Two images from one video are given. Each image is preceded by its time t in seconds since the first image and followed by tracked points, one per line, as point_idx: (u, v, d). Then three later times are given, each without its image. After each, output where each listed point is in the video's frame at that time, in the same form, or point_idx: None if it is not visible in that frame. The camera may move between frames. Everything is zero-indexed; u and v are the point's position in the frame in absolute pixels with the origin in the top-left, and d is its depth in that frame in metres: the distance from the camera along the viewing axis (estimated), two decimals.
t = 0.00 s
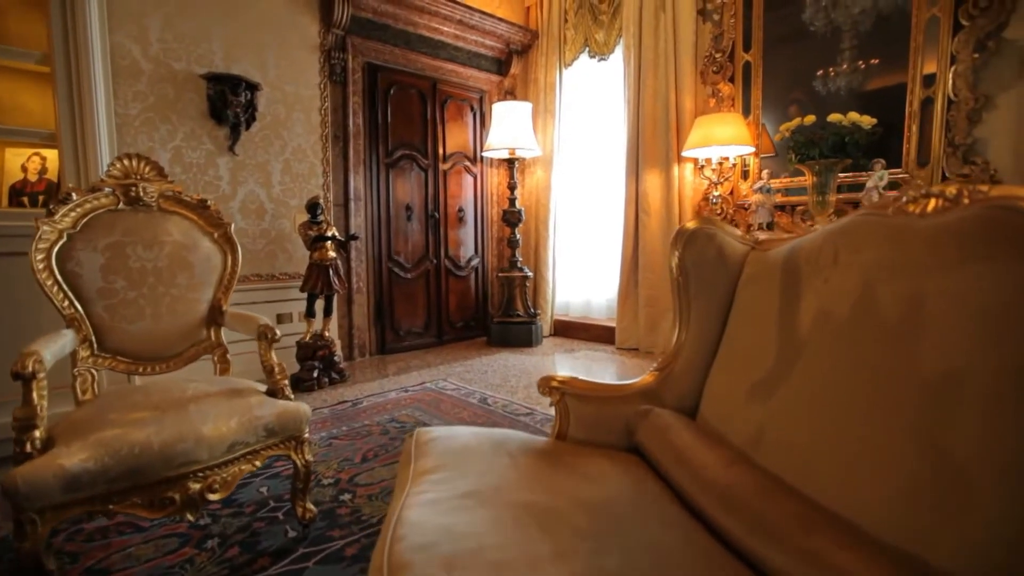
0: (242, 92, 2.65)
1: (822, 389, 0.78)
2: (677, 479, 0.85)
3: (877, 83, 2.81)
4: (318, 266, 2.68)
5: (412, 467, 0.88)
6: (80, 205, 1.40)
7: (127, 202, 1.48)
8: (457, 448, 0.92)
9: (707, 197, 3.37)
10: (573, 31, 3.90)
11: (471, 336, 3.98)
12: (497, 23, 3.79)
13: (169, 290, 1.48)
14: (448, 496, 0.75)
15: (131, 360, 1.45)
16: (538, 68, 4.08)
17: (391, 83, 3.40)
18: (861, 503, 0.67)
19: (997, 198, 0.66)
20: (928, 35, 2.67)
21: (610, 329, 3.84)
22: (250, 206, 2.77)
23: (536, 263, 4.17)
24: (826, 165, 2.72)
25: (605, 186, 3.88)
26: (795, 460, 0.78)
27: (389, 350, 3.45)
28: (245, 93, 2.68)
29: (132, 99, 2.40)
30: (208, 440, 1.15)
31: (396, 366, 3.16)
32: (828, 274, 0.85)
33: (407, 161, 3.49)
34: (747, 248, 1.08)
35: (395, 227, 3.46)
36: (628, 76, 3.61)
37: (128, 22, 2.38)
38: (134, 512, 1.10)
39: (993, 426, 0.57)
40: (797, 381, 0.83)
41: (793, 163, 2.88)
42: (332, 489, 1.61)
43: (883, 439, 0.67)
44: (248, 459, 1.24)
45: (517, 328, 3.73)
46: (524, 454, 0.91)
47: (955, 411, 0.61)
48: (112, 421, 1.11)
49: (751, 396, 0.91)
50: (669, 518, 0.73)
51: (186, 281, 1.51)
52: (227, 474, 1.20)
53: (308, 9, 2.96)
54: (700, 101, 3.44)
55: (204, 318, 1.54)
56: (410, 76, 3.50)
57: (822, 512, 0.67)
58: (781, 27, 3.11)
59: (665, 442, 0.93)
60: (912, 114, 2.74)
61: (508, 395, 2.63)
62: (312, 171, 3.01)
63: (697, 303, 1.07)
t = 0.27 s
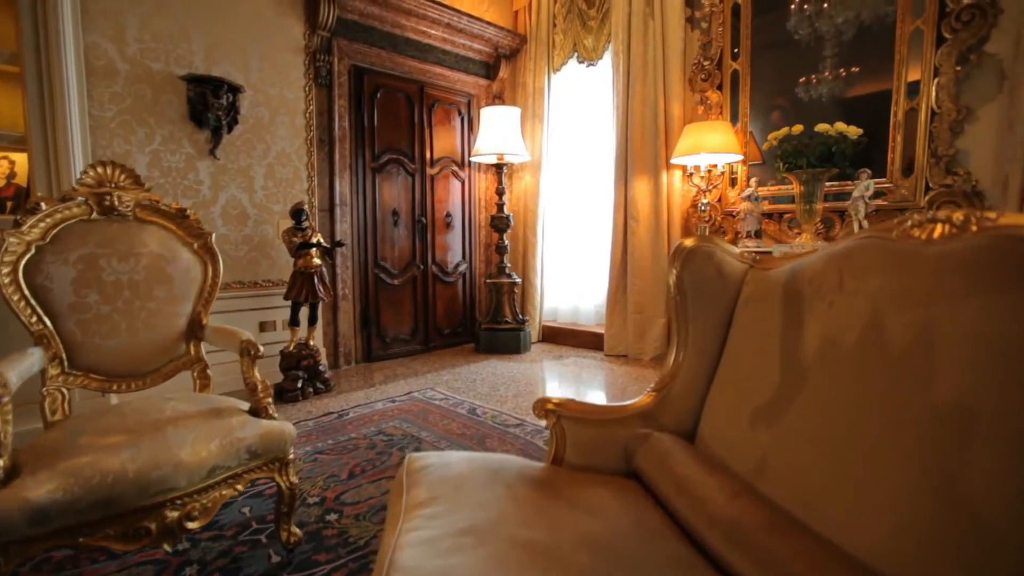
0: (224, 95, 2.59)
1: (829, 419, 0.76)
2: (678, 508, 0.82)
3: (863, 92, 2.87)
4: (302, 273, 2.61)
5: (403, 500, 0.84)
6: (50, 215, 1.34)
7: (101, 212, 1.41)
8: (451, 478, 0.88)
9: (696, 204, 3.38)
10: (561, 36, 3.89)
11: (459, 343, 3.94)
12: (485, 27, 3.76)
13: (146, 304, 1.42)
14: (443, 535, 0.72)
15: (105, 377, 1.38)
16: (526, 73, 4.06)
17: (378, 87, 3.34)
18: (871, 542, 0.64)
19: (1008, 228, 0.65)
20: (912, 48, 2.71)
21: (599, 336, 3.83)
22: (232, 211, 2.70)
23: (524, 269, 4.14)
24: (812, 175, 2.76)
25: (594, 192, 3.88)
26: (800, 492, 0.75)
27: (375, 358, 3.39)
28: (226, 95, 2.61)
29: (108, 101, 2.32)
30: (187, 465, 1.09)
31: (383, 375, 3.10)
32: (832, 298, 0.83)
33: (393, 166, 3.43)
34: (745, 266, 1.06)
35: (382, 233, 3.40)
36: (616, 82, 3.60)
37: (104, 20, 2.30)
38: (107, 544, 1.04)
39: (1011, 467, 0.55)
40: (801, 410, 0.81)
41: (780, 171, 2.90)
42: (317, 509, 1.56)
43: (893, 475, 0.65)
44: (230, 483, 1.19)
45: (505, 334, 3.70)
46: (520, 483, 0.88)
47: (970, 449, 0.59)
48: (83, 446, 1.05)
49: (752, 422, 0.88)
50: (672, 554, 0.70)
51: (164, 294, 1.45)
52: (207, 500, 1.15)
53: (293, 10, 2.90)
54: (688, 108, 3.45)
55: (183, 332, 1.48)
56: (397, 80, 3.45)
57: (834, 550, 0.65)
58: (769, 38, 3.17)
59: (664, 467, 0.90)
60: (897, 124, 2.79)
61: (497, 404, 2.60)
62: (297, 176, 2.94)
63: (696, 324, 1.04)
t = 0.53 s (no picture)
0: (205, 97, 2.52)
1: (836, 447, 0.74)
2: (679, 535, 0.80)
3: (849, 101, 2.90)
4: (287, 280, 2.56)
5: (394, 532, 0.80)
6: (19, 224, 1.26)
7: (75, 221, 1.35)
8: (444, 507, 0.84)
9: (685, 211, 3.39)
10: (550, 40, 3.87)
11: (447, 348, 3.90)
12: (474, 30, 3.72)
13: (122, 317, 1.36)
14: (437, 572, 0.68)
15: (79, 394, 1.31)
16: (515, 76, 4.03)
17: (365, 89, 3.29)
18: None
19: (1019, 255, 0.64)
20: (897, 58, 2.75)
21: (588, 341, 3.82)
22: (214, 216, 2.63)
23: (513, 274, 4.11)
24: (801, 182, 2.79)
25: (583, 197, 3.87)
26: (806, 522, 0.73)
27: (362, 365, 3.34)
28: (208, 98, 2.54)
29: (84, 102, 2.24)
30: (166, 490, 1.04)
31: (369, 383, 3.05)
32: (836, 320, 0.81)
33: (381, 170, 3.38)
34: (744, 282, 1.04)
35: (369, 238, 3.34)
36: (606, 87, 3.58)
37: (79, 19, 2.22)
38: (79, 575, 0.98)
39: None
40: (804, 435, 0.79)
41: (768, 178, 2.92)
42: (303, 527, 1.51)
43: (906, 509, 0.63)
44: (211, 507, 1.14)
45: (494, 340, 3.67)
46: (516, 510, 0.85)
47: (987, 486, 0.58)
48: (53, 472, 0.99)
49: (753, 446, 0.86)
50: None
51: (141, 307, 1.39)
52: (187, 526, 1.10)
53: (277, 11, 2.84)
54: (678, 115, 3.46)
55: (162, 346, 1.43)
56: (385, 83, 3.40)
57: None
58: (757, 46, 3.18)
59: (664, 492, 0.88)
60: (883, 133, 2.82)
61: (487, 413, 2.56)
62: (281, 180, 2.89)
63: (694, 342, 1.02)
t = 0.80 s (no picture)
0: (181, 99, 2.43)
1: (844, 483, 0.71)
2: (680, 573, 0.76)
3: (831, 112, 2.93)
4: (268, 289, 2.48)
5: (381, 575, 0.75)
6: None
7: (37, 233, 1.27)
8: (434, 546, 0.80)
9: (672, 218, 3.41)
10: (537, 46, 3.84)
11: (432, 356, 3.84)
12: (459, 34, 3.68)
13: (88, 335, 1.29)
14: None
15: (42, 419, 1.23)
16: (501, 81, 4.00)
17: (348, 93, 3.23)
18: None
19: None
20: (879, 69, 2.79)
21: (574, 348, 3.80)
22: (190, 223, 2.54)
23: (498, 281, 4.07)
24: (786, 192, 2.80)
25: (570, 204, 3.85)
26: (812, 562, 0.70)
27: (345, 374, 3.26)
28: (184, 100, 2.46)
29: (50, 104, 2.14)
30: (134, 525, 0.98)
31: (352, 393, 2.97)
32: (840, 349, 0.79)
33: (364, 175, 3.32)
34: (739, 304, 1.02)
35: (352, 244, 3.27)
36: (594, 94, 3.54)
37: (46, 17, 2.12)
38: None
39: None
40: (808, 469, 0.76)
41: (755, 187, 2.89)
42: (284, 553, 1.45)
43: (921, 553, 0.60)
44: (184, 540, 1.08)
45: (479, 348, 3.63)
46: (510, 548, 0.81)
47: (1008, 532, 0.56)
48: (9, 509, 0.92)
49: (753, 477, 0.83)
50: None
51: (110, 324, 1.32)
52: (158, 562, 1.03)
53: (257, 12, 2.77)
54: (664, 123, 3.48)
55: (133, 365, 1.36)
56: (369, 86, 3.35)
57: None
58: (742, 55, 3.20)
59: (662, 524, 0.85)
60: (865, 144, 2.85)
61: (473, 425, 2.52)
62: (261, 185, 2.81)
63: (691, 365, 0.99)
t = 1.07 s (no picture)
0: (152, 101, 2.33)
1: (850, 524, 0.68)
2: None
3: (812, 122, 2.95)
4: (244, 300, 2.40)
5: None
6: None
7: None
8: None
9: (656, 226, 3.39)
10: (521, 51, 3.81)
11: (415, 365, 3.77)
12: (443, 37, 3.63)
13: (47, 357, 1.21)
14: None
15: None
16: (485, 86, 3.96)
17: (328, 96, 3.15)
18: None
19: None
20: (860, 81, 2.82)
21: (559, 356, 3.77)
22: (162, 230, 2.44)
23: (482, 288, 4.02)
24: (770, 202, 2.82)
25: (555, 210, 3.83)
26: None
27: (325, 384, 3.18)
28: (156, 102, 2.36)
29: (10, 105, 2.03)
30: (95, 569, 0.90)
31: (332, 404, 2.89)
32: (844, 381, 0.76)
33: (346, 180, 3.25)
34: (735, 327, 0.99)
35: (332, 251, 3.19)
36: (578, 99, 3.53)
37: (6, 13, 2.01)
38: None
39: None
40: (812, 507, 0.73)
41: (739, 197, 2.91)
42: None
43: None
44: None
45: (463, 357, 3.57)
46: None
47: None
48: None
49: (753, 512, 0.80)
50: None
51: (71, 344, 1.24)
52: None
53: (233, 12, 2.69)
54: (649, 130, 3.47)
55: (96, 387, 1.28)
56: (350, 89, 3.27)
57: None
58: (725, 64, 3.21)
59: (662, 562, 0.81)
60: (847, 154, 2.88)
61: (457, 438, 2.46)
62: (237, 191, 2.72)
63: (687, 392, 0.95)
